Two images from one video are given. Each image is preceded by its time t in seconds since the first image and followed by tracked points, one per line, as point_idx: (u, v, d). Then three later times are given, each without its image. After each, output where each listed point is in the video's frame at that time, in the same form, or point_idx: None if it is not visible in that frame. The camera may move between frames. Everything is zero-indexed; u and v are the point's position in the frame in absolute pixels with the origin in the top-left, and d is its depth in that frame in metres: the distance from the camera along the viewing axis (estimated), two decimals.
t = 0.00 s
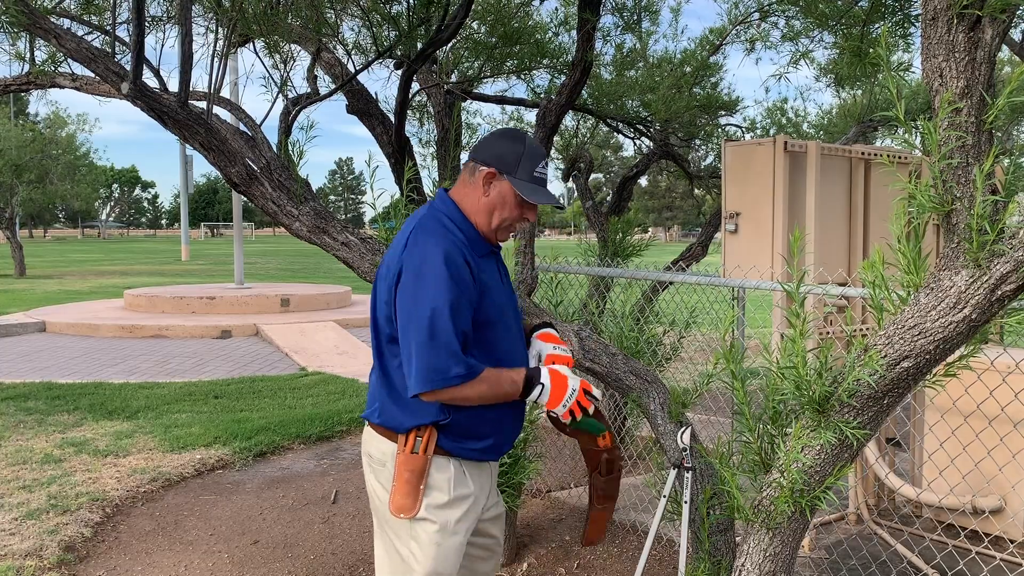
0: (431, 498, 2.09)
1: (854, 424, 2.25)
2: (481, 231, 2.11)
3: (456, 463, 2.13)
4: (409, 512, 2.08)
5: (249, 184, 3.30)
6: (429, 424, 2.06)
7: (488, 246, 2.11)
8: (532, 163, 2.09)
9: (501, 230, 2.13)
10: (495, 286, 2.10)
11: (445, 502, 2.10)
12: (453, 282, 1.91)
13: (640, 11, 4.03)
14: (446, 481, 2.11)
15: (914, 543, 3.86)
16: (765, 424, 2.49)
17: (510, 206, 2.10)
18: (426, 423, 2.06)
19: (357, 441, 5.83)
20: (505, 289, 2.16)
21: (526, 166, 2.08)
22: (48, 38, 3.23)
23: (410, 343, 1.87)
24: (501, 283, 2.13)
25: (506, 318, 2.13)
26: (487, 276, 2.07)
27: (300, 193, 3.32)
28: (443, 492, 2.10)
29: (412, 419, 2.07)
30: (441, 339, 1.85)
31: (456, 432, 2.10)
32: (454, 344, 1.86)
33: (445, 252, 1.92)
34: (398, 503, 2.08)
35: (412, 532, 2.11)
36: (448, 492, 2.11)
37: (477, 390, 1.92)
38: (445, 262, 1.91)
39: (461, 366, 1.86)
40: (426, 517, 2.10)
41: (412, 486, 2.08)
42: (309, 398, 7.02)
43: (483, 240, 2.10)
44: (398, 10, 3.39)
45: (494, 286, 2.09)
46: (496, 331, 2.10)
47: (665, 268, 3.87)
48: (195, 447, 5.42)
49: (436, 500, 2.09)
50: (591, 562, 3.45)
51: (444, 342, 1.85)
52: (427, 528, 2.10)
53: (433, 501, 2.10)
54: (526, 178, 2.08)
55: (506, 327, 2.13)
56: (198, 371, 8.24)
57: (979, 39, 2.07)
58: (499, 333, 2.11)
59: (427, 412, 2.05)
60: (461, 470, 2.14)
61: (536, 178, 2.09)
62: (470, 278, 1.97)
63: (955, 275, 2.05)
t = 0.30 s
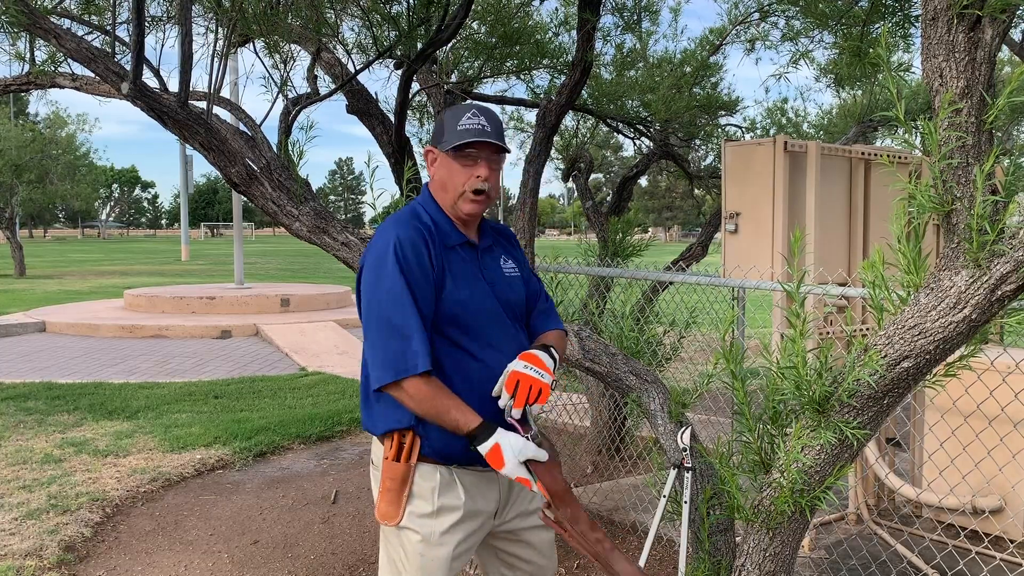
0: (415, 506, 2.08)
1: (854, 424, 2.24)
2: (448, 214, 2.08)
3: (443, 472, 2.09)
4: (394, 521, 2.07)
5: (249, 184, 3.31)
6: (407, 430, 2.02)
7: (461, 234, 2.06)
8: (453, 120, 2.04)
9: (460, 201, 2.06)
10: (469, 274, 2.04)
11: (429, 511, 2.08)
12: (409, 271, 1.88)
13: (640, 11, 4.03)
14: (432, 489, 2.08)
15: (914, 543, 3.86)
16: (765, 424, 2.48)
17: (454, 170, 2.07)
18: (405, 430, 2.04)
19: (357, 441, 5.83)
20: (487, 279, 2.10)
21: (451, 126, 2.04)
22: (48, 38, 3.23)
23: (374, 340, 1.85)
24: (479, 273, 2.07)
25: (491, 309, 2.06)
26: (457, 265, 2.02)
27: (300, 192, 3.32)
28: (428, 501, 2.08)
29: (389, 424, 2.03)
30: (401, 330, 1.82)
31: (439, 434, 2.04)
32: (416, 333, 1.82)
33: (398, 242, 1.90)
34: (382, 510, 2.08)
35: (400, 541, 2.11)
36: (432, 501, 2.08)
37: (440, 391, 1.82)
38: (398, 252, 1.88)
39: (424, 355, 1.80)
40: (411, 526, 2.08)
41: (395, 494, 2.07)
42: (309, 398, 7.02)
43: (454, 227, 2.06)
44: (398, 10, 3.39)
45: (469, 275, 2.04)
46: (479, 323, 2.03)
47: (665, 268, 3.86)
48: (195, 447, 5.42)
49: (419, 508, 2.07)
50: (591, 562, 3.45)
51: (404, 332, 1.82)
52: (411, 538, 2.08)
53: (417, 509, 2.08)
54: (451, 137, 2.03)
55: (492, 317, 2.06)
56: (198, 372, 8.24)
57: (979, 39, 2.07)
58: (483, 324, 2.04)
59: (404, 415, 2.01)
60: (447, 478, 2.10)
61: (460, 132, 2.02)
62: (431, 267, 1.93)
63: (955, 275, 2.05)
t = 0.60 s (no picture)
0: (419, 500, 2.05)
1: (854, 424, 2.24)
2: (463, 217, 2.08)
3: (449, 469, 2.03)
4: (402, 510, 2.09)
5: (249, 184, 3.31)
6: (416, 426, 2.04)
7: (475, 237, 2.04)
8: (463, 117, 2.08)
9: (473, 197, 2.06)
10: (477, 277, 2.00)
11: (429, 505, 2.04)
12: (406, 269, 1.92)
13: (640, 11, 4.04)
14: (436, 485, 2.03)
15: (914, 543, 3.86)
16: (765, 424, 2.46)
17: (465, 166, 2.09)
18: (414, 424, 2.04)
19: (357, 441, 5.82)
20: (504, 284, 2.02)
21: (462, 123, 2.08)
22: (48, 38, 3.23)
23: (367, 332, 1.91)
24: (494, 277, 2.01)
25: (501, 313, 1.99)
26: (466, 267, 2.00)
27: (300, 193, 3.33)
28: (429, 496, 2.04)
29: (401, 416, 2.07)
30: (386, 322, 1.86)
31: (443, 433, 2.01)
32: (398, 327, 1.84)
33: (403, 242, 1.96)
34: (395, 501, 2.11)
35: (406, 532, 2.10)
36: (433, 497, 2.03)
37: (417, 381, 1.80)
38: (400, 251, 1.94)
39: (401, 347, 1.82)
40: (415, 519, 2.06)
41: (403, 485, 2.08)
42: (309, 398, 7.02)
43: (468, 230, 2.05)
44: (398, 10, 3.38)
45: (479, 279, 1.99)
46: (485, 326, 1.97)
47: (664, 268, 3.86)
48: (195, 447, 5.42)
49: (421, 502, 2.04)
50: (591, 562, 3.45)
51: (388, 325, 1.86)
52: (412, 530, 2.06)
53: (420, 503, 2.05)
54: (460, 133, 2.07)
55: (502, 323, 1.98)
56: (198, 371, 8.24)
57: (979, 39, 2.07)
58: (490, 327, 1.98)
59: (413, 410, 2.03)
60: (451, 476, 2.03)
61: (467, 127, 2.05)
62: (431, 267, 1.94)
63: (955, 275, 2.05)
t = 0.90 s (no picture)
0: (438, 486, 2.09)
1: (854, 424, 2.24)
2: (513, 212, 2.09)
3: (467, 459, 2.04)
4: (425, 496, 2.13)
5: (249, 184, 3.31)
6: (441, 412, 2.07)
7: (521, 230, 2.04)
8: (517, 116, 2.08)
9: (524, 195, 2.05)
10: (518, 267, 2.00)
11: (445, 492, 2.07)
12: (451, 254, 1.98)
13: (640, 11, 4.04)
14: (454, 474, 2.05)
15: (914, 543, 3.86)
16: (765, 424, 2.45)
17: (517, 165, 2.08)
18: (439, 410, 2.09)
19: (357, 441, 5.82)
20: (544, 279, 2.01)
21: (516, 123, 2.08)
22: (48, 38, 3.23)
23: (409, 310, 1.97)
24: (535, 270, 2.01)
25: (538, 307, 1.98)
26: (508, 257, 2.01)
27: (300, 193, 3.33)
28: (446, 483, 2.07)
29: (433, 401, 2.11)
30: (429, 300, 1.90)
31: (466, 419, 2.02)
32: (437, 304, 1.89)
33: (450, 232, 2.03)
34: (421, 486, 2.15)
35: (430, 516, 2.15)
36: (450, 484, 2.06)
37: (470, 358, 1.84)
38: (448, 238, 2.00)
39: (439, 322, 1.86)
40: (434, 504, 2.10)
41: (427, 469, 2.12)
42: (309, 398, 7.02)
43: (516, 223, 2.06)
44: (398, 10, 3.38)
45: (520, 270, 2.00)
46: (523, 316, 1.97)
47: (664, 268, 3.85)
48: (195, 447, 5.42)
49: (440, 488, 2.08)
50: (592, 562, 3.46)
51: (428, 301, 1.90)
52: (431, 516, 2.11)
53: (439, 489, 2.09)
54: (513, 131, 2.06)
55: (538, 316, 1.98)
56: (197, 372, 8.24)
57: (979, 39, 2.07)
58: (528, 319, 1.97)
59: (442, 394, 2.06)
60: (470, 465, 2.04)
61: (520, 125, 2.04)
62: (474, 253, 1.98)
63: (955, 275, 2.05)
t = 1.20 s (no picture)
0: (447, 486, 2.10)
1: (854, 424, 2.25)
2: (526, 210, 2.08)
3: (474, 459, 2.05)
4: (436, 496, 2.15)
5: (249, 184, 3.31)
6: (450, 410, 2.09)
7: (533, 227, 2.04)
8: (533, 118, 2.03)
9: (537, 196, 2.03)
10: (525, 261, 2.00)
11: (453, 492, 2.08)
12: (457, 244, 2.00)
13: (640, 11, 4.04)
14: (463, 473, 2.06)
15: (914, 543, 3.86)
16: (765, 424, 2.43)
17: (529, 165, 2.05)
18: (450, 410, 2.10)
19: (357, 441, 5.83)
20: (551, 274, 2.00)
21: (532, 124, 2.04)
22: (48, 38, 3.23)
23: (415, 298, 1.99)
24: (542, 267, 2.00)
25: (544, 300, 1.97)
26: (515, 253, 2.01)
27: (300, 192, 3.33)
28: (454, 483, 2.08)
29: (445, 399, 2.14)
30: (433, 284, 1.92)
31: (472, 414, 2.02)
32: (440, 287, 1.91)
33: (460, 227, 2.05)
34: (433, 486, 2.17)
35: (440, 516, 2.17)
36: (457, 484, 2.07)
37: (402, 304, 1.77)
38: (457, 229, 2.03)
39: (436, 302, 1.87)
40: (443, 504, 2.12)
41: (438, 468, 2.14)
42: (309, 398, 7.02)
43: (528, 220, 2.05)
44: (398, 10, 3.38)
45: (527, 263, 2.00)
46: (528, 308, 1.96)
47: (665, 268, 3.85)
48: (195, 447, 5.42)
49: (449, 488, 2.10)
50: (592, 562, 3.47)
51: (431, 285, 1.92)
52: (440, 515, 2.12)
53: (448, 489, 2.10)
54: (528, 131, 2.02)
55: (543, 308, 1.96)
56: (197, 372, 8.24)
57: (979, 39, 2.07)
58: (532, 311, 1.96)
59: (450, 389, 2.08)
60: (477, 467, 2.05)
61: (535, 127, 2.00)
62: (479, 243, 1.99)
63: (955, 275, 2.05)
